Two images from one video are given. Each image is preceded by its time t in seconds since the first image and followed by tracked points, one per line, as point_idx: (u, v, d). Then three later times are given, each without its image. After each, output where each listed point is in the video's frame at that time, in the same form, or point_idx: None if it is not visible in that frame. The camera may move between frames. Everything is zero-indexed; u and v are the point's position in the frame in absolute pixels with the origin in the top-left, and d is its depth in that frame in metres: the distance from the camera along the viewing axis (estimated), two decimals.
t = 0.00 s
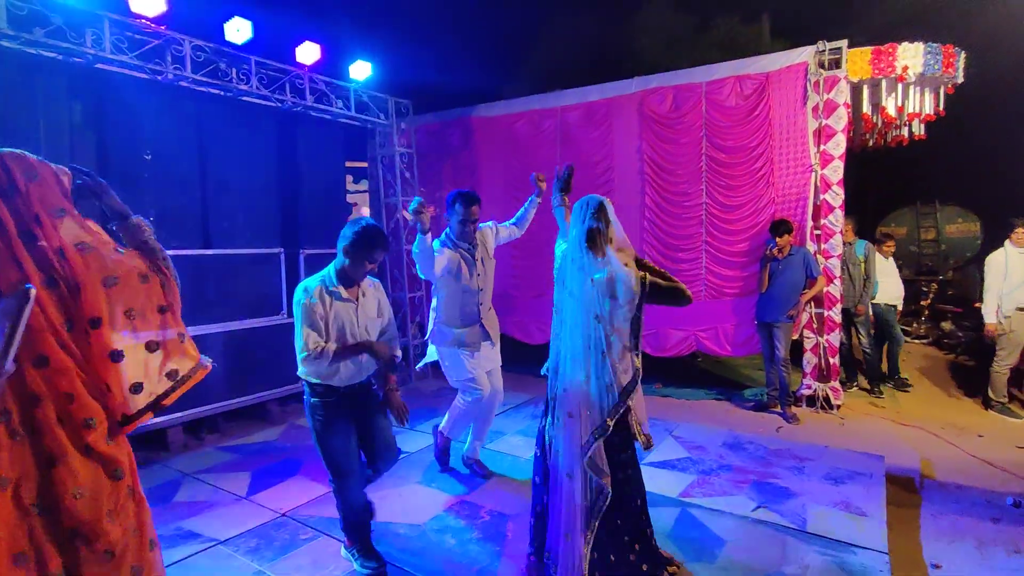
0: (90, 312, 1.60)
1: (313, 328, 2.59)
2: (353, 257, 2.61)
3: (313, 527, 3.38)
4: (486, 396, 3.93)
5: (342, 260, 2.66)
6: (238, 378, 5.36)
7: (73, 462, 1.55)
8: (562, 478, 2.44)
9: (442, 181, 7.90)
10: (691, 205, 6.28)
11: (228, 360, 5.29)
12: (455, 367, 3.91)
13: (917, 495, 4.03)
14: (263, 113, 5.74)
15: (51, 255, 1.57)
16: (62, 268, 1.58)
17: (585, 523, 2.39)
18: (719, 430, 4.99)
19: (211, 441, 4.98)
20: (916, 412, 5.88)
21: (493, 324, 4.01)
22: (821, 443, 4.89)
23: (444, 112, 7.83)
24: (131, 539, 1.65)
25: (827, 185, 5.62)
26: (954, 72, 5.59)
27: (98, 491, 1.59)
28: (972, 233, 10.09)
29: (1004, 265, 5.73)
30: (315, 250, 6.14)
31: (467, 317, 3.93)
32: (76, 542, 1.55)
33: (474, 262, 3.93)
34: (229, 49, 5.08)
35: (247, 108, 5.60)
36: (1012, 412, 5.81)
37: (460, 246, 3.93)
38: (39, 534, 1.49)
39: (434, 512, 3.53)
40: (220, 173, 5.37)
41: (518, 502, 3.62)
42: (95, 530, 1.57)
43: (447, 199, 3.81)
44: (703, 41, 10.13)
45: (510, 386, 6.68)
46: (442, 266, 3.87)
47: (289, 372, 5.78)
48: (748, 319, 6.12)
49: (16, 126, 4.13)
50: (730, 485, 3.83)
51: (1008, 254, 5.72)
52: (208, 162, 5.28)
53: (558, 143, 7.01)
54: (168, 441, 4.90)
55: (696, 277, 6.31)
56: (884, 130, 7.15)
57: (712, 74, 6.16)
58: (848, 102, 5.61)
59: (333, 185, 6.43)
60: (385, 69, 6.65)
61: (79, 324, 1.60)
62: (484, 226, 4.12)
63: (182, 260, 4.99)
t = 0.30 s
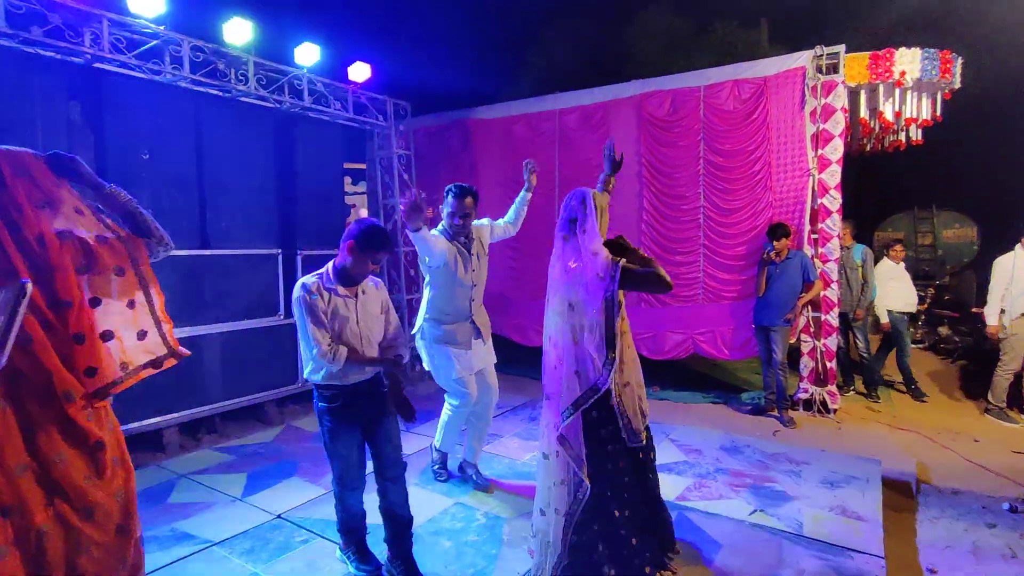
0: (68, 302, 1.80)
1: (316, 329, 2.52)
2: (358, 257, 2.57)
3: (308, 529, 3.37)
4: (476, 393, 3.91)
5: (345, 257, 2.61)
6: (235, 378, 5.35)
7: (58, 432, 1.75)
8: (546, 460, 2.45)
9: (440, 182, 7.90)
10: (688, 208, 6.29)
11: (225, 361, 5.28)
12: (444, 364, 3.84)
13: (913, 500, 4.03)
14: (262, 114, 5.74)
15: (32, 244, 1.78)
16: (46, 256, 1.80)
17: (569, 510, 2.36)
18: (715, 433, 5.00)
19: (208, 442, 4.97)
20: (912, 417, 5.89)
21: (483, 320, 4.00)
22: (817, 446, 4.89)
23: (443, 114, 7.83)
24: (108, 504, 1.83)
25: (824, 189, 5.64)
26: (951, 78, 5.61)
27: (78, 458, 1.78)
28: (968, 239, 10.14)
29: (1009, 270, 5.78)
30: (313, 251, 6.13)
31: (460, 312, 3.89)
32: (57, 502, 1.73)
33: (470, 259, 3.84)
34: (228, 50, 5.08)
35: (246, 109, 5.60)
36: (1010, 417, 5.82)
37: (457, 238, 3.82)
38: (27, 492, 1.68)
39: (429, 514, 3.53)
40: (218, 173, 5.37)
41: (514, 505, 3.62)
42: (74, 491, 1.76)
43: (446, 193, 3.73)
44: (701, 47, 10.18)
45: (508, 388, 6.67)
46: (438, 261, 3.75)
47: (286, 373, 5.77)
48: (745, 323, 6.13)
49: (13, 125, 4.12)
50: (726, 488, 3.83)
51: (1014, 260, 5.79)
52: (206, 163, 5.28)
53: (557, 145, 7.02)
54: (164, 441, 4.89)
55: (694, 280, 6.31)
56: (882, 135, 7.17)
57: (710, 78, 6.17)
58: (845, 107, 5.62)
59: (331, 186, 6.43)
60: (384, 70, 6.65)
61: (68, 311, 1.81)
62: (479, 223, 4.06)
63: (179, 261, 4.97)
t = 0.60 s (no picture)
0: (86, 279, 2.00)
1: (318, 327, 2.55)
2: (359, 251, 2.58)
3: (308, 527, 3.37)
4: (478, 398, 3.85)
5: (347, 254, 2.64)
6: (234, 377, 5.35)
7: (64, 405, 1.94)
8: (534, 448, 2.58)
9: (441, 183, 7.90)
10: (689, 210, 6.29)
11: (224, 360, 5.27)
12: (443, 369, 3.81)
13: (912, 502, 4.03)
14: (263, 112, 5.75)
15: (57, 242, 1.96)
16: (68, 250, 1.97)
17: (559, 499, 2.43)
18: (715, 434, 4.99)
19: (206, 440, 4.97)
20: (911, 420, 5.89)
21: (478, 328, 4.01)
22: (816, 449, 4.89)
23: (444, 115, 7.83)
24: (112, 472, 2.01)
25: (825, 192, 5.63)
26: (952, 82, 5.62)
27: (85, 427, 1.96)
28: (967, 243, 10.09)
29: (1014, 274, 5.73)
30: (313, 250, 6.13)
31: (453, 320, 3.88)
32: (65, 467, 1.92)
33: (464, 263, 3.84)
34: (229, 49, 5.08)
35: (247, 108, 5.62)
36: (1010, 420, 5.82)
37: (451, 245, 3.81)
38: (58, 438, 1.92)
39: (430, 514, 3.52)
40: (220, 171, 5.37)
41: (516, 505, 3.62)
42: (97, 439, 1.99)
43: (444, 197, 3.74)
44: (701, 49, 10.19)
45: (508, 389, 6.67)
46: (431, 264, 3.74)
47: (286, 372, 5.77)
48: (745, 325, 6.13)
49: (14, 122, 4.11)
50: (726, 490, 3.84)
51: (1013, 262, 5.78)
52: (207, 161, 5.28)
53: (558, 146, 7.02)
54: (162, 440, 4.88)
55: (694, 282, 6.32)
56: (881, 138, 7.17)
57: (712, 80, 6.17)
58: (846, 110, 5.62)
59: (332, 186, 6.43)
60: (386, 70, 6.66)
61: (70, 297, 1.99)
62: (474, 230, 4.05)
63: (178, 259, 4.97)
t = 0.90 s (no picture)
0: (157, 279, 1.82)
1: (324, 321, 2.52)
2: (364, 243, 2.58)
3: (308, 525, 3.37)
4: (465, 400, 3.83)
5: (352, 247, 2.63)
6: (234, 375, 5.35)
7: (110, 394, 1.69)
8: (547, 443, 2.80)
9: (441, 181, 7.90)
10: (690, 209, 6.29)
11: (224, 357, 5.27)
12: (430, 370, 3.81)
13: (912, 502, 4.04)
14: (264, 110, 5.75)
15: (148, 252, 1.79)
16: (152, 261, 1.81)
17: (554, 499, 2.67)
18: (715, 433, 4.99)
19: (206, 437, 4.97)
20: (911, 419, 5.90)
21: (468, 332, 4.02)
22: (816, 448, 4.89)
23: (445, 113, 7.81)
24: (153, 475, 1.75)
25: (826, 191, 5.63)
26: (953, 82, 5.61)
27: (131, 404, 1.71)
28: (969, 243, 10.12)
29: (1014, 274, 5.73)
30: (313, 248, 6.13)
31: (446, 326, 3.89)
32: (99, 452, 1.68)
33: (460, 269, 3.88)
34: (231, 46, 5.08)
35: (248, 105, 5.64)
36: (1010, 420, 5.81)
37: (448, 250, 3.88)
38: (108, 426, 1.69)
39: (429, 512, 3.53)
40: (220, 168, 5.38)
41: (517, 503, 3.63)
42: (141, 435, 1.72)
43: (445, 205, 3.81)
44: (702, 48, 10.18)
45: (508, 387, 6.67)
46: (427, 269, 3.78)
47: (286, 369, 5.77)
48: (745, 324, 6.13)
49: (15, 118, 4.11)
50: (726, 489, 3.84)
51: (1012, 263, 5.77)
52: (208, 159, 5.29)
53: (559, 145, 7.02)
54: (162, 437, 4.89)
55: (694, 281, 6.32)
56: (882, 138, 7.17)
57: (713, 79, 6.17)
58: (848, 109, 5.62)
59: (333, 184, 6.43)
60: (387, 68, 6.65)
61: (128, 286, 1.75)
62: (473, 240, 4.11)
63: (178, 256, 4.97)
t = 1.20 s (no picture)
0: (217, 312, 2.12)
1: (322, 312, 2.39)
2: (358, 235, 2.56)
3: (309, 520, 3.38)
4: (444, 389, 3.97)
5: (345, 242, 2.60)
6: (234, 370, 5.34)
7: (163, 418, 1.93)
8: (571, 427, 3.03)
9: (441, 177, 7.89)
10: (690, 205, 6.29)
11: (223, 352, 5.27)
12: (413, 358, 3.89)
13: (910, 497, 4.05)
14: (264, 105, 5.75)
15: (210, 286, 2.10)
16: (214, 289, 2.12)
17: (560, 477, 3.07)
18: (716, 430, 5.00)
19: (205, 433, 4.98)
20: (911, 416, 5.89)
21: (447, 321, 4.09)
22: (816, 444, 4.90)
23: (445, 108, 7.77)
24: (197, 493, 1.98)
25: (826, 187, 5.60)
26: (954, 78, 5.60)
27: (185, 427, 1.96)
28: (969, 240, 10.14)
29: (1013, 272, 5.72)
30: (313, 244, 6.12)
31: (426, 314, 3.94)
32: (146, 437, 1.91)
33: (448, 266, 3.94)
34: (230, 41, 5.07)
35: (248, 100, 5.63)
36: (1009, 417, 5.82)
37: (438, 245, 3.91)
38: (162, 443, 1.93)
39: (430, 507, 3.53)
40: (220, 164, 5.39)
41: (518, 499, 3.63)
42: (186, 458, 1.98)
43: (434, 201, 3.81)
44: (704, 43, 10.15)
45: (508, 384, 6.67)
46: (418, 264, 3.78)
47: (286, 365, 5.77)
48: (745, 320, 6.12)
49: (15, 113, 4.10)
50: (726, 484, 3.85)
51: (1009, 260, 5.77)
52: (208, 155, 5.30)
53: (559, 141, 7.01)
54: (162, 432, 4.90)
55: (695, 278, 6.32)
56: (883, 134, 7.16)
57: (714, 75, 6.15)
58: (848, 105, 5.56)
59: (333, 180, 6.43)
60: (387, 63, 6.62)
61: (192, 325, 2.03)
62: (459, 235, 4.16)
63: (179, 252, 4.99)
